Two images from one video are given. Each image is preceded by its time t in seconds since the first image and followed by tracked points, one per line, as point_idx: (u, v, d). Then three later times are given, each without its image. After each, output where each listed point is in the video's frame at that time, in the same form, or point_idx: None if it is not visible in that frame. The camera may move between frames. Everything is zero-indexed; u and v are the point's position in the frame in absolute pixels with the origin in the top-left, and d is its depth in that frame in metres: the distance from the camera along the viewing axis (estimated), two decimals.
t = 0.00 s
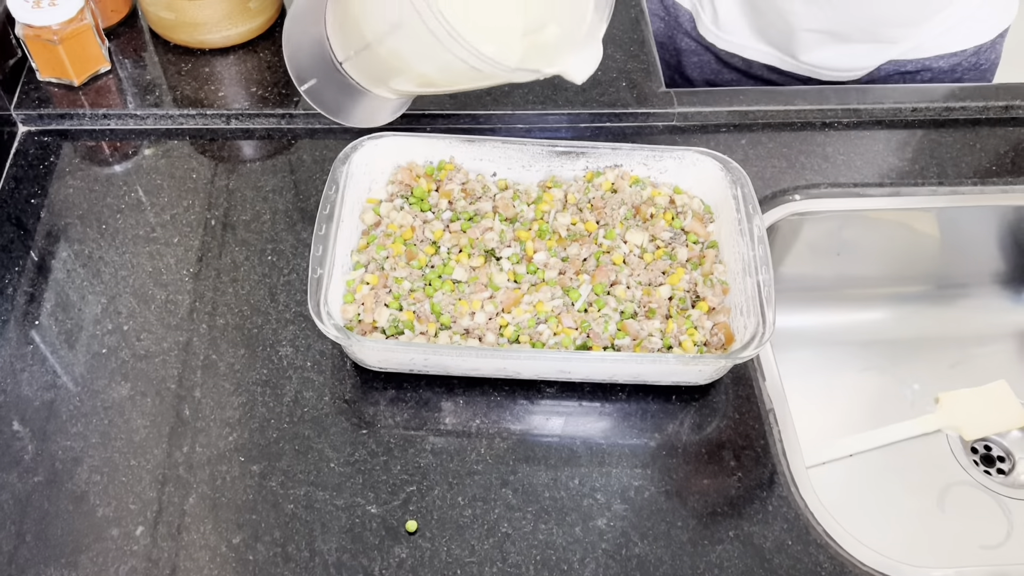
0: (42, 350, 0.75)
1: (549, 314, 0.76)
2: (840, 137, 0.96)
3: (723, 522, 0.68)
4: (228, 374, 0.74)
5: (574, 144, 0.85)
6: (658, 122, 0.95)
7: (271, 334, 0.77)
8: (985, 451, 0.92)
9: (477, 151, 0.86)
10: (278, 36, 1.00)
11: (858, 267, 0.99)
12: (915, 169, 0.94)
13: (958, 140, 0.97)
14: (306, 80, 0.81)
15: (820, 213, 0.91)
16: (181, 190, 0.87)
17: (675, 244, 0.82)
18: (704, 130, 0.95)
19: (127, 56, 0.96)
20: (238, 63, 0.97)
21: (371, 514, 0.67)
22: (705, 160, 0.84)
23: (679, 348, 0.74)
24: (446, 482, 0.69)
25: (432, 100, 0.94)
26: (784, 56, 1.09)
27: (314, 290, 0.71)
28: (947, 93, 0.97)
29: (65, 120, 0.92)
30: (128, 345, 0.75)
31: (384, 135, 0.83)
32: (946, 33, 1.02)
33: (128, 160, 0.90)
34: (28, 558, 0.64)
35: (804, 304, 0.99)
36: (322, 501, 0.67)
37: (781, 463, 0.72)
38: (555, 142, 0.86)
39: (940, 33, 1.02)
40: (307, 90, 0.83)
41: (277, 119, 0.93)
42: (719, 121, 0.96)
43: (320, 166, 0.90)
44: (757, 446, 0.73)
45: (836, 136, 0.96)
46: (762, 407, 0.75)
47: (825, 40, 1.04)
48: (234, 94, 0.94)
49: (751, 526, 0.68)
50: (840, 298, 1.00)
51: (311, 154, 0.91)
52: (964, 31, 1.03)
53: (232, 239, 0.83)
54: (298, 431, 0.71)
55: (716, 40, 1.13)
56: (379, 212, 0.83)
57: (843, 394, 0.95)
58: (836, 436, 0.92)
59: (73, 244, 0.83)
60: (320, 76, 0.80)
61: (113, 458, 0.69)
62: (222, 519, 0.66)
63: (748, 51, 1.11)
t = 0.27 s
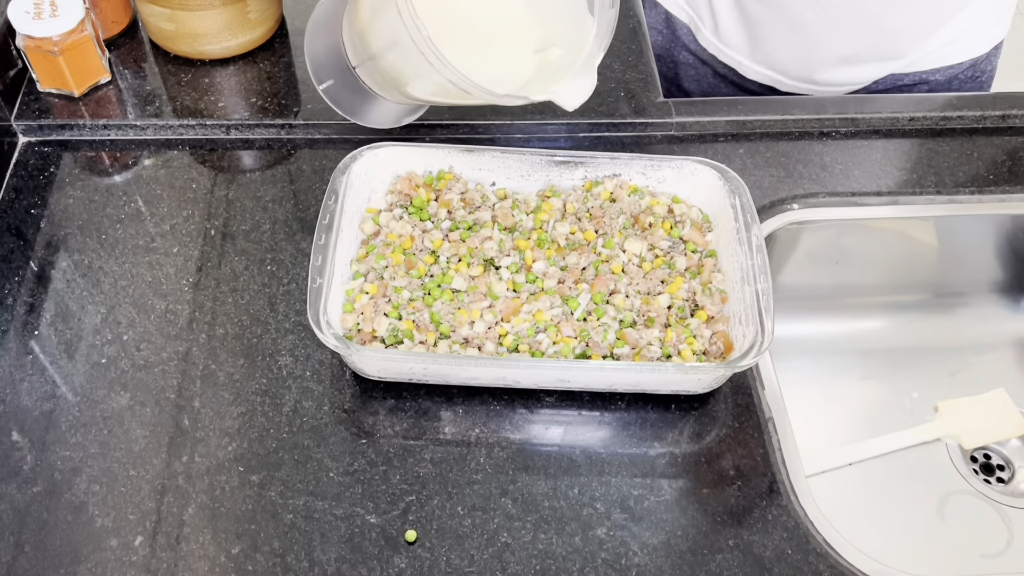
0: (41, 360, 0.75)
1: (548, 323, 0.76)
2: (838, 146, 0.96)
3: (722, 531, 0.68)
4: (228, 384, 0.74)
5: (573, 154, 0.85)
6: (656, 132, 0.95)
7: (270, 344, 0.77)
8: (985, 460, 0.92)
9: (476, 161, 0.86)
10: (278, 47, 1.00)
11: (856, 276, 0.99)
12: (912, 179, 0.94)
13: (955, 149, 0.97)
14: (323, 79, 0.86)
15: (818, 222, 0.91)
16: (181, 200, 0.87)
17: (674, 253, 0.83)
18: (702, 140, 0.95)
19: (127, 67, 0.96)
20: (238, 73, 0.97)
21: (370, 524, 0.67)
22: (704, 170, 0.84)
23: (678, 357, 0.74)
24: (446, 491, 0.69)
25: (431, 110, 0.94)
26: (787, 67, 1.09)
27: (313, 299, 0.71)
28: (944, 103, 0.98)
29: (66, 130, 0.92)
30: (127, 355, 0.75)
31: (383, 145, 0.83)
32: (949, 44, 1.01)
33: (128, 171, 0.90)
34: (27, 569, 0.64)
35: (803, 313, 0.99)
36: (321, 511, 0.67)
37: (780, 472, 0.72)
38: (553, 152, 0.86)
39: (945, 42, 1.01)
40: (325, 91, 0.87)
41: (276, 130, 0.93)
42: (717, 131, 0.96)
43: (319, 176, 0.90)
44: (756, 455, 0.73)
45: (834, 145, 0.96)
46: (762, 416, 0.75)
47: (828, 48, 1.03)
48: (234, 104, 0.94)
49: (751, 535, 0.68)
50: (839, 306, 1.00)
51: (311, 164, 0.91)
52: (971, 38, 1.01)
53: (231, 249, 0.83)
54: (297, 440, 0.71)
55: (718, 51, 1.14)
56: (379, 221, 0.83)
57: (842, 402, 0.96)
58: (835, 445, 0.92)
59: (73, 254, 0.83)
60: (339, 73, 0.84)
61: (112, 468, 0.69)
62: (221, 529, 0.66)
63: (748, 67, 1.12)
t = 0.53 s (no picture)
0: (39, 372, 0.75)
1: (546, 333, 0.76)
2: (835, 156, 0.97)
3: (721, 542, 0.68)
4: (226, 395, 0.74)
5: (570, 165, 0.86)
6: (654, 142, 0.96)
7: (268, 355, 0.77)
8: (984, 469, 0.92)
9: (473, 172, 0.86)
10: (277, 59, 1.01)
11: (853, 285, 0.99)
12: (909, 189, 0.95)
13: (952, 160, 0.97)
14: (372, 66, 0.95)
15: (815, 232, 0.92)
16: (179, 211, 0.88)
17: (671, 263, 0.83)
18: (700, 150, 0.96)
19: (126, 79, 0.97)
20: (237, 85, 0.97)
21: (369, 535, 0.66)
22: (701, 180, 0.85)
23: (677, 367, 0.74)
24: (444, 502, 0.69)
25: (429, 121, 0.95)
26: (794, 80, 1.08)
27: (312, 310, 0.71)
28: (940, 113, 0.98)
29: (65, 142, 0.92)
30: (126, 367, 0.75)
31: (382, 157, 0.83)
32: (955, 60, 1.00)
33: (127, 182, 0.91)
34: None
35: (801, 323, 0.99)
36: (319, 522, 0.67)
37: (779, 482, 0.72)
38: (551, 163, 0.87)
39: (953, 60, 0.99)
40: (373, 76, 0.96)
41: (275, 141, 0.93)
42: (715, 141, 0.96)
43: (318, 188, 0.90)
44: (755, 465, 0.72)
45: (831, 156, 0.97)
46: (760, 426, 0.75)
47: (835, 58, 1.02)
48: (232, 116, 0.94)
49: (751, 545, 0.68)
50: (837, 316, 1.01)
51: (309, 176, 0.92)
52: (976, 58, 1.00)
53: (230, 260, 0.83)
54: (295, 451, 0.71)
55: (725, 67, 1.14)
56: (377, 232, 0.83)
57: (841, 412, 0.96)
58: (834, 455, 0.92)
59: (71, 266, 0.83)
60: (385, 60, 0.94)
61: (110, 480, 0.68)
62: (220, 541, 0.66)
63: (755, 83, 1.12)
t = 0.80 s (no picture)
0: (37, 385, 0.75)
1: (543, 344, 0.76)
2: (831, 167, 0.97)
3: (720, 553, 0.68)
4: (224, 408, 0.74)
5: (568, 177, 0.86)
6: (651, 154, 0.96)
7: (267, 367, 0.77)
8: (982, 479, 0.93)
9: (471, 184, 0.86)
10: (275, 72, 1.01)
11: (850, 296, 1.00)
12: (905, 199, 0.95)
13: (948, 170, 0.98)
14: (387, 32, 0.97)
15: (812, 243, 0.92)
16: (178, 223, 0.88)
17: (668, 274, 0.83)
18: (696, 162, 0.96)
19: (125, 92, 0.97)
20: (235, 98, 0.98)
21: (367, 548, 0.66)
22: (698, 192, 0.85)
23: (675, 377, 0.75)
24: (442, 514, 0.68)
25: (427, 134, 0.95)
26: (792, 94, 1.08)
27: (309, 322, 0.71)
28: (935, 124, 0.99)
29: (64, 155, 0.92)
30: (124, 379, 0.75)
31: (380, 169, 0.84)
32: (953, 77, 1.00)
33: (125, 195, 0.91)
34: None
35: (798, 333, 0.99)
36: (318, 535, 0.67)
37: (778, 492, 0.72)
38: (549, 175, 0.87)
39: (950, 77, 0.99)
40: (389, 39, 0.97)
41: (273, 154, 0.94)
42: (711, 153, 0.97)
43: (316, 200, 0.91)
44: (754, 476, 0.72)
45: (827, 167, 0.97)
46: (759, 437, 0.75)
47: (835, 72, 1.01)
48: (231, 129, 0.95)
49: (750, 556, 0.68)
50: (834, 326, 1.01)
51: (307, 188, 0.92)
52: (969, 78, 1.01)
53: (228, 272, 0.83)
54: (293, 464, 0.71)
55: (722, 80, 1.14)
56: (375, 244, 0.84)
57: (839, 422, 0.96)
58: (832, 465, 0.92)
59: (70, 279, 0.83)
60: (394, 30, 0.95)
61: (108, 493, 0.68)
62: (217, 554, 0.65)
63: (751, 96, 1.12)
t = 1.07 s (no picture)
0: (35, 398, 0.75)
1: (541, 356, 0.76)
2: (827, 179, 0.98)
3: (718, 564, 0.67)
4: (222, 420, 0.73)
5: (565, 189, 0.86)
6: (648, 166, 0.97)
7: (264, 379, 0.76)
8: (980, 490, 0.93)
9: (468, 196, 0.86)
10: (273, 85, 1.02)
11: (847, 307, 1.00)
12: (901, 211, 0.96)
13: (943, 182, 0.99)
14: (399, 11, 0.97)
15: (809, 254, 0.92)
16: (176, 236, 0.88)
17: (666, 286, 0.83)
18: (693, 174, 0.97)
19: (123, 106, 0.98)
20: (233, 111, 0.98)
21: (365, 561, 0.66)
22: (695, 204, 0.85)
23: (672, 389, 0.75)
24: (441, 527, 0.68)
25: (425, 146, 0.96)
26: (786, 106, 1.06)
27: (307, 334, 0.71)
28: (929, 136, 1.00)
29: (62, 169, 0.93)
30: (121, 392, 0.75)
31: (378, 181, 0.84)
32: (946, 90, 1.01)
33: (123, 208, 0.91)
34: None
35: (796, 344, 1.00)
36: (315, 547, 0.66)
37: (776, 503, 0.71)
38: (546, 187, 0.87)
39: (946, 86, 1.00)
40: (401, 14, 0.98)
41: (271, 166, 0.94)
42: (708, 165, 0.97)
43: (314, 212, 0.91)
44: (752, 487, 0.72)
45: (823, 178, 0.98)
46: (757, 448, 0.75)
47: (827, 88, 1.01)
48: (229, 142, 0.95)
49: (749, 568, 0.67)
50: (832, 336, 1.01)
51: (305, 201, 0.92)
52: (967, 90, 1.02)
53: (226, 285, 0.84)
54: (291, 477, 0.70)
55: (719, 90, 1.12)
56: (373, 256, 0.84)
57: (838, 432, 0.96)
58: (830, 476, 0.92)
59: (68, 292, 0.83)
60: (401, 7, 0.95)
61: (105, 506, 0.68)
62: (215, 568, 0.65)
63: (748, 105, 1.10)
